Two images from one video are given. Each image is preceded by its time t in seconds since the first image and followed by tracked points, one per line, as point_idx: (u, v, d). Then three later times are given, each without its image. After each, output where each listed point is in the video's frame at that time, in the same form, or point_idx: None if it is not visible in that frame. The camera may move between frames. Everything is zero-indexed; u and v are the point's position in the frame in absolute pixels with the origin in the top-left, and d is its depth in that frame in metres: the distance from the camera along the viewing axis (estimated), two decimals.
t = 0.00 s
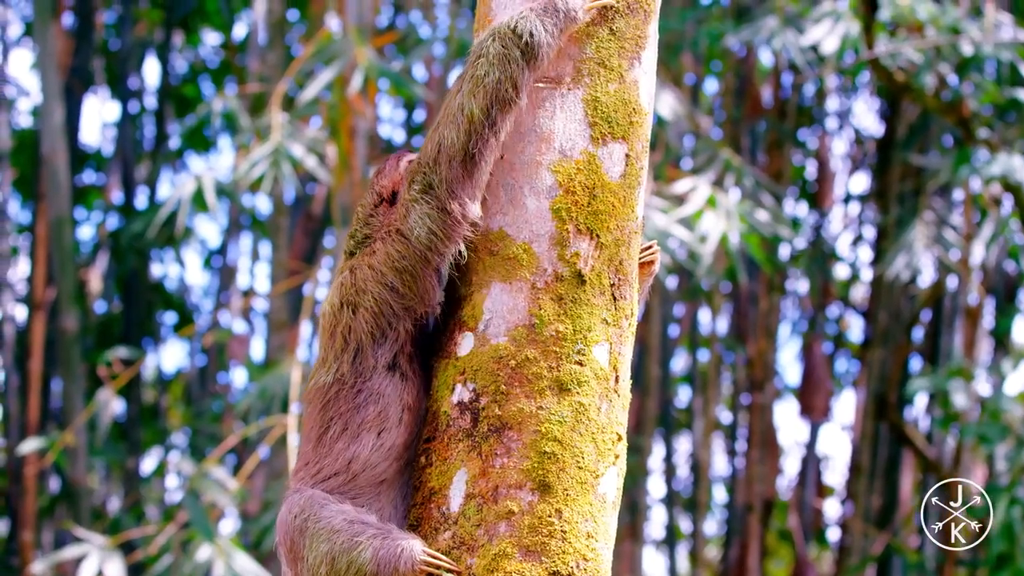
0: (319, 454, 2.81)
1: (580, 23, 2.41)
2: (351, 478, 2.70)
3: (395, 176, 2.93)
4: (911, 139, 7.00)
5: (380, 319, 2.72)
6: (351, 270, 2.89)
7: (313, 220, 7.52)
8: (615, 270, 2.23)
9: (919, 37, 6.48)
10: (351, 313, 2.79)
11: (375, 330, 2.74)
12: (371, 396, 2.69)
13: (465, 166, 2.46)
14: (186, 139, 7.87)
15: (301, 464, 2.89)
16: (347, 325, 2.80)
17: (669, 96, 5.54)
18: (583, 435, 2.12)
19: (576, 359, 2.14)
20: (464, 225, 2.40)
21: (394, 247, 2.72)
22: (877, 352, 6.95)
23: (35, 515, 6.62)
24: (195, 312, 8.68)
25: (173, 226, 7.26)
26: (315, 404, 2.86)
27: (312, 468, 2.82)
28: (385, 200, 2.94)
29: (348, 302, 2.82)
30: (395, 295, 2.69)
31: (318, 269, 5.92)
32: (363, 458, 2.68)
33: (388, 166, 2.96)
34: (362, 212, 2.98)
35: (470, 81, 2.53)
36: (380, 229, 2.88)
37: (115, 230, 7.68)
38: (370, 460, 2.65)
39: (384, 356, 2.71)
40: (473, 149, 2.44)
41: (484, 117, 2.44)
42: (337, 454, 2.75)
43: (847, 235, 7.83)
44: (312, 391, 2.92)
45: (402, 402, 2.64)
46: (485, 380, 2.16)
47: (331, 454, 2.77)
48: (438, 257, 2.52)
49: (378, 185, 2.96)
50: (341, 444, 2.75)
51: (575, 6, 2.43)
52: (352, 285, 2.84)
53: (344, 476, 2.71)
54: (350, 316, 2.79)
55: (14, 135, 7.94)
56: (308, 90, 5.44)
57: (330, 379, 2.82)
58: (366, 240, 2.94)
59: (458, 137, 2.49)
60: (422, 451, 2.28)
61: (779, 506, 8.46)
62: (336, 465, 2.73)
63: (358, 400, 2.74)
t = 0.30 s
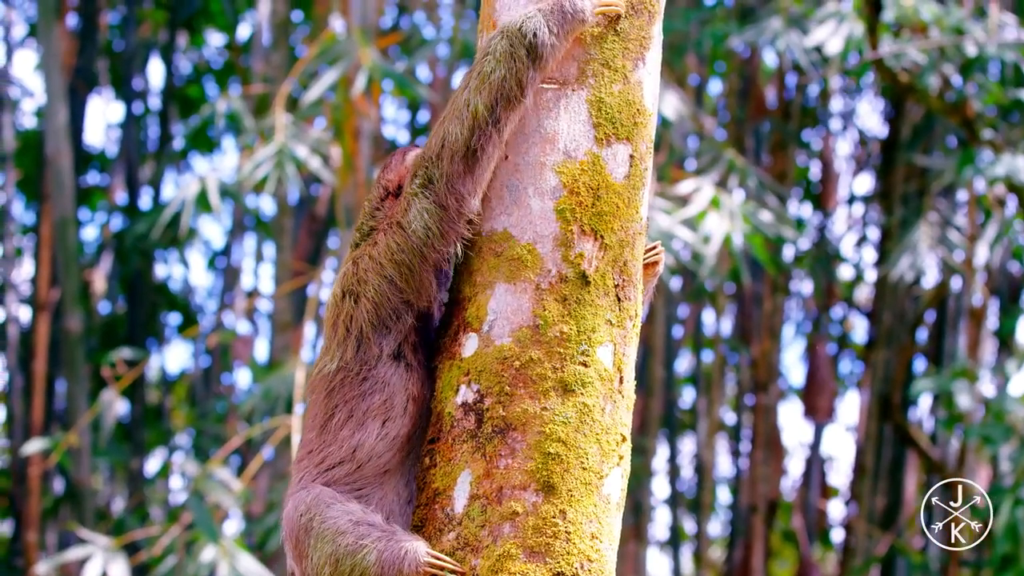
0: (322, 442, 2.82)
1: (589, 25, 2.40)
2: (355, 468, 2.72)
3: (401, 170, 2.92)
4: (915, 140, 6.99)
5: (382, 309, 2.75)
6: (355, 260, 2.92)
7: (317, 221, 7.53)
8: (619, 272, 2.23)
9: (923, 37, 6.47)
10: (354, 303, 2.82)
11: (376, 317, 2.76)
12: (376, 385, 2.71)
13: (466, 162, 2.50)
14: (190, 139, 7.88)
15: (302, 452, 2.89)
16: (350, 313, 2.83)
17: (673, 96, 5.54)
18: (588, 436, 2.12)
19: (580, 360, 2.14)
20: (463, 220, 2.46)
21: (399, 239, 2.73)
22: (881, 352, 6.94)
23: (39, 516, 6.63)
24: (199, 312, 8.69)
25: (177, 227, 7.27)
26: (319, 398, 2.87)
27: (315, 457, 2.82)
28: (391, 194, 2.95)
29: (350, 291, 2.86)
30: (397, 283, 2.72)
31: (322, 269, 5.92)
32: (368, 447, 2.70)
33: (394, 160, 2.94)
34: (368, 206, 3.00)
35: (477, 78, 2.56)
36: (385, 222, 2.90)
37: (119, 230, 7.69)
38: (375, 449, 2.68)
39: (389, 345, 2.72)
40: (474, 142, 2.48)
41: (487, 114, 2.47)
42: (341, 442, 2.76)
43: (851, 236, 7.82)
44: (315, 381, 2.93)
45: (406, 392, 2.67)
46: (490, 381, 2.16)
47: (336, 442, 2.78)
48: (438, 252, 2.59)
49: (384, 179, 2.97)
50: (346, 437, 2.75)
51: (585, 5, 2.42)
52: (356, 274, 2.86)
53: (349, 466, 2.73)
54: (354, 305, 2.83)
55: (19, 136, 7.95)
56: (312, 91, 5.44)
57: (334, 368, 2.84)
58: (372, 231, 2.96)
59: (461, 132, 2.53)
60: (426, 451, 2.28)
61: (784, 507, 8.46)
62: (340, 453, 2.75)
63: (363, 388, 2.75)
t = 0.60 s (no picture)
0: (321, 428, 2.87)
1: (597, 31, 2.40)
2: (355, 455, 2.79)
3: (405, 162, 3.02)
4: (918, 143, 6.98)
5: (383, 300, 2.81)
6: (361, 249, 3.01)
7: (320, 223, 7.54)
8: (622, 274, 2.23)
9: (926, 40, 6.48)
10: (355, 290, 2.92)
11: (375, 307, 2.84)
12: (378, 372, 2.78)
13: (477, 171, 2.49)
14: (193, 142, 7.90)
15: (301, 437, 2.95)
16: (352, 300, 2.92)
17: (676, 99, 5.54)
18: (591, 439, 2.12)
19: (582, 363, 2.14)
20: (473, 224, 2.46)
21: (401, 235, 2.78)
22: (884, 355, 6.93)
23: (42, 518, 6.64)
24: (202, 315, 8.70)
25: (180, 230, 7.28)
26: (320, 387, 2.91)
27: (314, 443, 2.87)
28: (397, 184, 3.05)
29: (353, 279, 2.97)
30: (398, 275, 2.78)
31: (324, 272, 5.92)
32: (370, 433, 2.78)
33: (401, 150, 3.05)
34: (376, 200, 3.09)
35: (487, 86, 2.55)
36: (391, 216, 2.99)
37: (122, 233, 7.69)
38: (377, 437, 2.77)
39: (390, 334, 2.80)
40: (485, 152, 2.47)
41: (499, 124, 2.46)
42: (342, 428, 2.82)
43: (854, 239, 7.82)
44: (315, 368, 2.99)
45: (408, 382, 2.74)
46: (492, 384, 2.16)
47: (336, 427, 2.84)
48: (442, 259, 2.60)
49: (390, 171, 3.08)
50: (347, 426, 2.81)
51: (593, 12, 2.42)
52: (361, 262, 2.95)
53: (349, 453, 2.79)
54: (355, 292, 2.93)
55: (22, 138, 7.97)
56: (314, 94, 5.44)
57: (336, 354, 2.91)
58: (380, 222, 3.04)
59: (473, 141, 2.53)
60: (429, 455, 2.28)
61: (786, 510, 8.47)
62: (340, 439, 2.81)
63: (364, 374, 2.82)
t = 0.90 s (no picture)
0: (321, 407, 2.93)
1: (598, 35, 2.40)
2: (354, 437, 2.83)
3: (415, 151, 3.08)
4: (920, 148, 6.99)
5: (382, 286, 2.88)
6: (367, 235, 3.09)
7: (322, 229, 7.56)
8: (624, 279, 2.23)
9: (928, 45, 6.48)
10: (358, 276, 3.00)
11: (375, 294, 2.91)
12: (379, 354, 2.84)
13: (483, 178, 2.50)
14: (195, 146, 7.91)
15: (301, 418, 3.01)
16: (353, 284, 3.01)
17: (678, 104, 5.55)
18: (593, 444, 2.12)
19: (585, 368, 2.15)
20: (477, 229, 2.45)
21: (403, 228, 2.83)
22: (887, 360, 6.93)
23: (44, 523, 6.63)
24: (205, 321, 8.72)
25: (182, 235, 7.30)
26: (323, 375, 2.96)
27: (315, 424, 2.93)
28: (406, 174, 3.10)
29: (357, 263, 3.05)
30: (398, 269, 2.81)
31: (326, 277, 5.93)
32: (368, 416, 2.82)
33: (411, 142, 3.11)
34: (386, 190, 3.14)
35: (492, 92, 2.58)
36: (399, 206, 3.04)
37: (125, 238, 7.71)
38: (376, 419, 2.80)
39: (392, 319, 2.85)
40: (491, 159, 2.48)
41: (504, 130, 2.47)
42: (341, 409, 2.87)
43: (856, 244, 7.83)
44: (317, 351, 3.06)
45: (409, 364, 2.79)
46: (495, 390, 2.16)
47: (336, 408, 2.89)
48: (445, 263, 2.62)
49: (401, 161, 3.13)
50: (347, 407, 2.86)
51: (594, 13, 2.42)
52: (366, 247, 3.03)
53: (348, 435, 2.83)
54: (358, 277, 3.01)
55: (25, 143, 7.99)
56: (317, 99, 5.45)
57: (338, 335, 2.97)
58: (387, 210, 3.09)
59: (478, 148, 2.53)
60: (431, 461, 2.28)
61: (789, 515, 8.49)
62: (340, 421, 2.85)
63: (365, 356, 2.88)
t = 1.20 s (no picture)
0: (324, 392, 2.96)
1: (598, 45, 2.39)
2: (355, 423, 2.85)
3: (432, 147, 3.10)
4: (921, 158, 7.00)
5: (386, 281, 2.92)
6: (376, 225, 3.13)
7: (323, 239, 7.58)
8: (626, 290, 2.24)
9: (928, 55, 6.50)
10: (363, 267, 3.04)
11: (377, 286, 2.96)
12: (383, 341, 2.88)
13: (485, 191, 2.49)
14: (197, 156, 7.93)
15: (305, 404, 3.04)
16: (358, 273, 3.05)
17: (679, 114, 5.57)
18: (595, 455, 2.13)
19: (586, 379, 2.15)
20: (477, 239, 2.45)
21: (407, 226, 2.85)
22: (888, 370, 6.93)
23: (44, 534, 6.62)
24: (206, 331, 8.73)
25: (184, 245, 7.31)
26: (326, 367, 2.99)
27: (317, 412, 2.96)
28: (422, 167, 3.12)
29: (362, 253, 3.09)
30: (400, 268, 2.84)
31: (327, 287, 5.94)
32: (370, 402, 2.85)
33: (429, 137, 3.14)
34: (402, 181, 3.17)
35: (494, 104, 2.58)
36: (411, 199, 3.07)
37: (126, 248, 7.72)
38: (377, 405, 2.84)
39: (397, 308, 2.89)
40: (494, 172, 2.47)
41: (506, 142, 2.46)
42: (342, 395, 2.90)
43: (857, 254, 7.84)
44: (322, 338, 3.09)
45: (413, 353, 2.82)
46: (496, 401, 2.17)
47: (337, 394, 2.92)
48: (447, 271, 2.63)
49: (417, 155, 3.15)
50: (351, 392, 2.88)
51: (594, 23, 2.40)
52: (372, 239, 3.06)
53: (349, 421, 2.85)
54: (363, 266, 3.05)
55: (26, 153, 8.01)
56: (318, 109, 5.48)
57: (343, 321, 3.01)
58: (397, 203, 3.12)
59: (481, 160, 2.54)
60: (433, 470, 2.28)
61: (790, 525, 8.49)
62: (342, 407, 2.88)
63: (368, 343, 2.91)
